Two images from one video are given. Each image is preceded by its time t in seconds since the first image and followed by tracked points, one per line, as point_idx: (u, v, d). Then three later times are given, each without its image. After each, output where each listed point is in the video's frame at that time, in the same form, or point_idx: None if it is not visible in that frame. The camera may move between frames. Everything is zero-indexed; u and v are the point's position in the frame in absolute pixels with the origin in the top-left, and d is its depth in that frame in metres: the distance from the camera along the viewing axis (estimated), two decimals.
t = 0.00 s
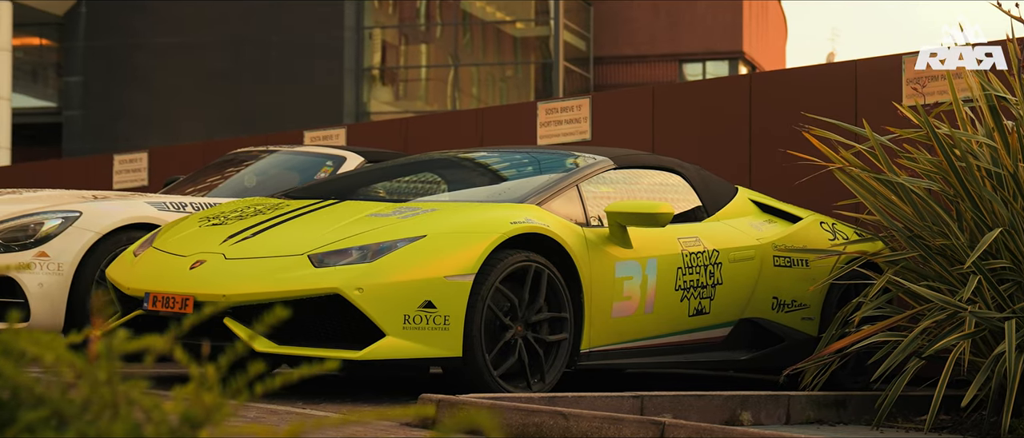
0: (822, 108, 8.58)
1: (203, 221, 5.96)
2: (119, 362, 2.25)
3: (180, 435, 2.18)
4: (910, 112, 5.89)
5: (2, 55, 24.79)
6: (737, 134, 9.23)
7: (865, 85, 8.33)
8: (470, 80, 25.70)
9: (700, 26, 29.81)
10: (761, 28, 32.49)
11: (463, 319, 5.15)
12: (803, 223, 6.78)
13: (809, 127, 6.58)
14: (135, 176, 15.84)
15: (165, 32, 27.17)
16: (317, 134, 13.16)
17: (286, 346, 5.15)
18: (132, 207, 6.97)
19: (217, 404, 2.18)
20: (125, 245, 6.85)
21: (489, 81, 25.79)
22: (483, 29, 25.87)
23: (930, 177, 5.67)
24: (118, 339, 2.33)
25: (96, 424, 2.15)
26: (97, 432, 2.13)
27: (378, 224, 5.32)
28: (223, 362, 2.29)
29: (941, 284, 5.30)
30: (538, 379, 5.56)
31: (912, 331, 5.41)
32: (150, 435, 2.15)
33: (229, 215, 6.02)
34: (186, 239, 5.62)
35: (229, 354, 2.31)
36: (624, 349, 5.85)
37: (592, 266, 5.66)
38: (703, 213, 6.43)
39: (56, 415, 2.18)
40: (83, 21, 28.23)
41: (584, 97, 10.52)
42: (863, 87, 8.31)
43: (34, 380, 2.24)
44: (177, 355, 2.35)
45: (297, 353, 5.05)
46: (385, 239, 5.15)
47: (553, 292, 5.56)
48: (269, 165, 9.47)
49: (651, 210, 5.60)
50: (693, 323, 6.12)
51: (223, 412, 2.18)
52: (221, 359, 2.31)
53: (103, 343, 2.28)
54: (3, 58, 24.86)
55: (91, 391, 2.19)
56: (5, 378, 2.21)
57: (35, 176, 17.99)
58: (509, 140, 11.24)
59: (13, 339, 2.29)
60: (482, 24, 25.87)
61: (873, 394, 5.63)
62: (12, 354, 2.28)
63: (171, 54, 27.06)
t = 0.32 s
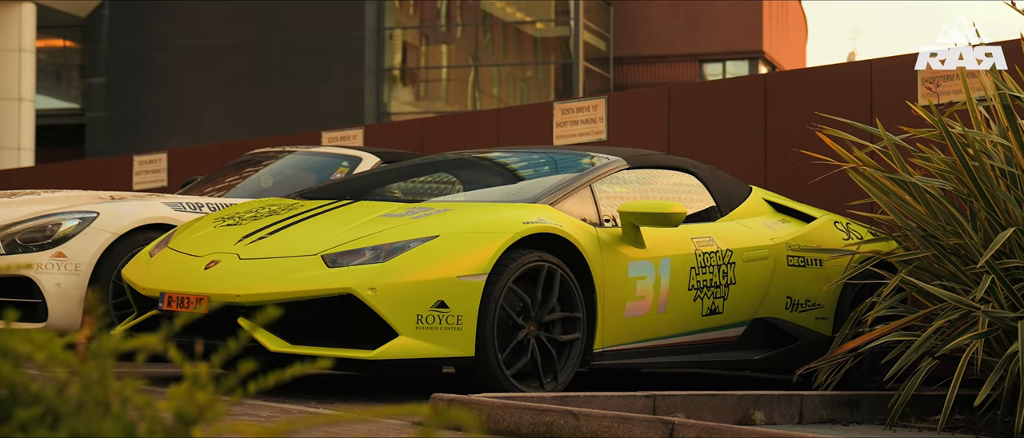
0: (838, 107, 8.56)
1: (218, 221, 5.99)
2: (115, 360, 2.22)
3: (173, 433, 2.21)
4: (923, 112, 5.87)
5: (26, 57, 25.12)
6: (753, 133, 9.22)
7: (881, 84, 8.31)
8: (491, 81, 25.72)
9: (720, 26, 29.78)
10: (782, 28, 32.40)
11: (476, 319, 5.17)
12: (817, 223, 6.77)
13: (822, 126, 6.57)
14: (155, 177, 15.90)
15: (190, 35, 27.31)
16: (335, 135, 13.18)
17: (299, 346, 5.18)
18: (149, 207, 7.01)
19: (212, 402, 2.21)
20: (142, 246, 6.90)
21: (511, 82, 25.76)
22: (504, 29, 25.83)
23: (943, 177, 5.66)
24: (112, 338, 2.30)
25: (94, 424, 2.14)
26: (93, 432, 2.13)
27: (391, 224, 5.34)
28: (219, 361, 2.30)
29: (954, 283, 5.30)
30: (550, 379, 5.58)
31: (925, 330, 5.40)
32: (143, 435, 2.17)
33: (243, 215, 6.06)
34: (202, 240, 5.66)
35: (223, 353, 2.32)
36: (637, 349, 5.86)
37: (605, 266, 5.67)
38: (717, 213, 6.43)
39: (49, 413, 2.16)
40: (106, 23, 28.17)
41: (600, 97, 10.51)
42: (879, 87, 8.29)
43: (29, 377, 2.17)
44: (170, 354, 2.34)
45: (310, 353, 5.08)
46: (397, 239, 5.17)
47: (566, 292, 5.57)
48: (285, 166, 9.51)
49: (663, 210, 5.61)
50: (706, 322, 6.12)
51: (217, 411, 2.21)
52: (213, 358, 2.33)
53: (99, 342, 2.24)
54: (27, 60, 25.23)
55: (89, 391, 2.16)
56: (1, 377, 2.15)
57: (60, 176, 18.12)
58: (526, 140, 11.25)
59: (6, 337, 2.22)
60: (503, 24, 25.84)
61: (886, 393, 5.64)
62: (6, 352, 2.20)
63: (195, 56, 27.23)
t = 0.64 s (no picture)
0: (855, 107, 8.53)
1: (232, 222, 6.02)
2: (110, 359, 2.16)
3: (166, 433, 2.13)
4: (936, 111, 5.87)
5: (48, 58, 25.34)
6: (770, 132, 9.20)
7: (896, 84, 8.29)
8: (511, 81, 25.84)
9: (740, 26, 29.74)
10: (801, 28, 32.32)
11: (488, 318, 5.19)
12: (831, 223, 6.76)
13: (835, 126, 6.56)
14: (174, 177, 15.98)
15: (215, 35, 27.38)
16: (352, 136, 13.17)
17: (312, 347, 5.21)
18: (165, 208, 7.05)
19: (200, 401, 2.11)
20: (158, 246, 6.94)
21: (531, 82, 25.86)
22: (524, 29, 25.91)
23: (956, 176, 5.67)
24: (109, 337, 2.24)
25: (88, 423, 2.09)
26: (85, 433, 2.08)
27: (404, 224, 5.36)
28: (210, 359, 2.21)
29: (967, 283, 5.30)
30: (563, 378, 5.59)
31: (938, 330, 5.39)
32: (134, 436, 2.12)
33: (258, 216, 6.09)
34: (217, 240, 5.69)
35: (217, 351, 2.24)
36: (650, 349, 5.87)
37: (618, 266, 5.69)
38: (730, 213, 6.43)
39: (44, 412, 2.10)
40: (128, 23, 28.33)
41: (615, 97, 10.49)
42: (895, 86, 8.27)
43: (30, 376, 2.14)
44: (166, 353, 2.27)
45: (323, 353, 5.11)
46: (411, 239, 5.19)
47: (579, 292, 5.58)
48: (301, 166, 9.55)
49: (676, 210, 5.61)
50: (719, 322, 6.12)
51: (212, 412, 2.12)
52: (207, 357, 2.24)
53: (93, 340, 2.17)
54: (49, 61, 25.42)
55: (83, 389, 2.12)
56: None
57: (85, 176, 18.25)
58: (542, 140, 11.26)
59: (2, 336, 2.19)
60: (523, 25, 25.89)
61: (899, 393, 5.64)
62: None
63: (216, 56, 27.36)
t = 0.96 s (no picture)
0: (871, 106, 8.51)
1: (247, 222, 6.06)
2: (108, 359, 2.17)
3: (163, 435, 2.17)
4: (950, 111, 5.86)
5: (71, 59, 25.50)
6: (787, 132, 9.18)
7: (912, 84, 8.28)
8: (531, 81, 25.86)
9: (760, 26, 29.69)
10: (822, 28, 32.22)
11: (502, 318, 5.22)
12: (845, 222, 6.75)
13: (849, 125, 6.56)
14: (194, 178, 16.04)
15: (233, 36, 27.52)
16: (369, 136, 13.15)
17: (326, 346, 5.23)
18: (183, 208, 7.09)
19: (197, 400, 2.15)
20: (175, 246, 6.99)
21: (551, 82, 25.90)
22: (544, 29, 25.93)
23: (969, 176, 5.67)
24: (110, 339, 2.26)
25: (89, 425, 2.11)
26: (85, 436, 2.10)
27: (417, 224, 5.39)
28: (205, 361, 2.24)
29: (980, 282, 5.32)
30: (576, 378, 5.60)
31: (952, 329, 5.39)
32: (130, 435, 2.14)
33: (273, 216, 6.13)
34: (232, 240, 5.73)
35: (212, 352, 2.25)
36: (663, 349, 5.88)
37: (631, 265, 5.70)
38: (744, 213, 6.43)
39: (42, 411, 2.12)
40: (150, 25, 28.46)
41: (632, 97, 10.47)
42: (911, 86, 8.26)
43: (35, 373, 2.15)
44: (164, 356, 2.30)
45: (337, 352, 5.14)
46: (424, 239, 5.22)
47: (592, 292, 5.60)
48: (318, 166, 9.59)
49: (689, 210, 5.62)
50: (733, 322, 6.12)
51: (206, 411, 2.14)
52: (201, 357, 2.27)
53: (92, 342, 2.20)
54: (72, 62, 25.59)
55: (81, 392, 2.13)
56: None
57: (108, 177, 18.32)
58: (559, 141, 11.26)
59: None
60: (543, 25, 25.92)
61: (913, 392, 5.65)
62: None
63: (237, 57, 27.45)
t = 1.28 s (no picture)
0: (888, 106, 8.50)
1: (262, 223, 6.10)
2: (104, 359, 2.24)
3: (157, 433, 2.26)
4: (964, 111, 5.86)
5: (94, 61, 25.67)
6: (804, 132, 9.15)
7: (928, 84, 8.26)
8: (551, 81, 25.89)
9: (779, 26, 29.63)
10: (841, 27, 32.13)
11: (514, 318, 5.24)
12: (859, 223, 6.74)
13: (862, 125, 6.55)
14: (212, 179, 16.07)
15: (253, 37, 27.60)
16: (386, 136, 13.12)
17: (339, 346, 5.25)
18: (199, 209, 7.13)
19: (191, 400, 2.24)
20: (191, 246, 7.02)
21: (571, 82, 25.86)
22: (564, 29, 25.92)
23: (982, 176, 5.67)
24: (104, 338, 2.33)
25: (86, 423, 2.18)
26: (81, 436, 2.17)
27: (430, 225, 5.40)
28: (199, 361, 2.29)
29: (993, 282, 5.34)
30: (589, 378, 5.61)
31: (965, 329, 5.38)
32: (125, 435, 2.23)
33: (287, 217, 6.16)
34: (246, 241, 5.76)
35: (206, 352, 2.31)
36: (675, 349, 5.88)
37: (643, 265, 5.71)
38: (758, 213, 6.42)
39: (38, 410, 2.17)
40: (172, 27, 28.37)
41: (647, 97, 10.45)
42: (928, 85, 8.24)
43: (34, 370, 2.20)
44: (155, 353, 2.37)
45: (350, 352, 5.17)
46: (436, 239, 5.24)
47: (604, 292, 5.61)
48: (334, 167, 9.61)
49: (702, 210, 5.62)
50: (746, 322, 6.12)
51: (199, 412, 2.24)
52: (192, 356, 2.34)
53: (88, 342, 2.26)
54: (95, 64, 25.77)
55: (76, 390, 2.19)
56: None
57: (130, 177, 18.39)
58: (575, 141, 11.26)
59: None
60: (563, 25, 25.94)
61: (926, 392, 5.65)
62: None
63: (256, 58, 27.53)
